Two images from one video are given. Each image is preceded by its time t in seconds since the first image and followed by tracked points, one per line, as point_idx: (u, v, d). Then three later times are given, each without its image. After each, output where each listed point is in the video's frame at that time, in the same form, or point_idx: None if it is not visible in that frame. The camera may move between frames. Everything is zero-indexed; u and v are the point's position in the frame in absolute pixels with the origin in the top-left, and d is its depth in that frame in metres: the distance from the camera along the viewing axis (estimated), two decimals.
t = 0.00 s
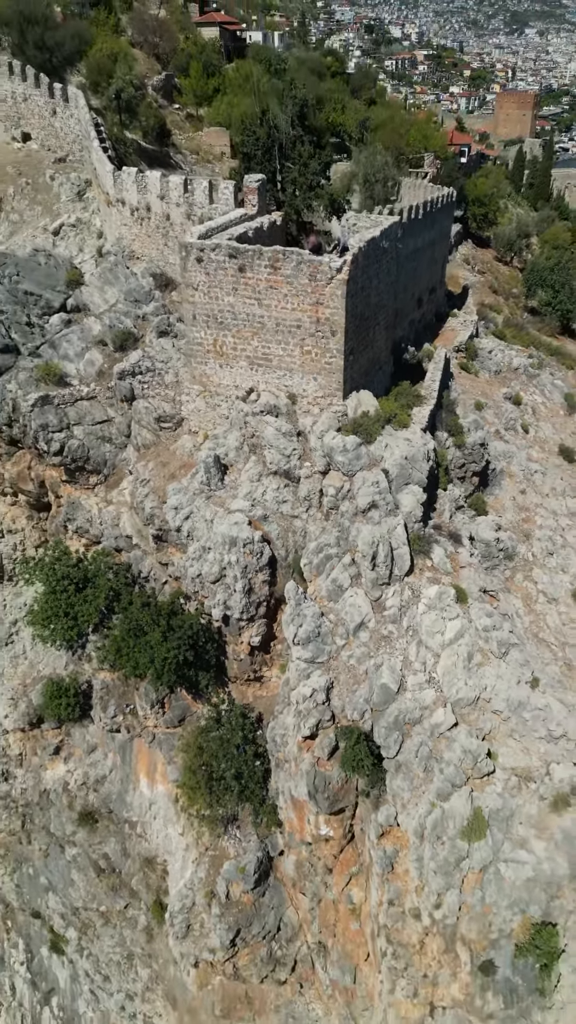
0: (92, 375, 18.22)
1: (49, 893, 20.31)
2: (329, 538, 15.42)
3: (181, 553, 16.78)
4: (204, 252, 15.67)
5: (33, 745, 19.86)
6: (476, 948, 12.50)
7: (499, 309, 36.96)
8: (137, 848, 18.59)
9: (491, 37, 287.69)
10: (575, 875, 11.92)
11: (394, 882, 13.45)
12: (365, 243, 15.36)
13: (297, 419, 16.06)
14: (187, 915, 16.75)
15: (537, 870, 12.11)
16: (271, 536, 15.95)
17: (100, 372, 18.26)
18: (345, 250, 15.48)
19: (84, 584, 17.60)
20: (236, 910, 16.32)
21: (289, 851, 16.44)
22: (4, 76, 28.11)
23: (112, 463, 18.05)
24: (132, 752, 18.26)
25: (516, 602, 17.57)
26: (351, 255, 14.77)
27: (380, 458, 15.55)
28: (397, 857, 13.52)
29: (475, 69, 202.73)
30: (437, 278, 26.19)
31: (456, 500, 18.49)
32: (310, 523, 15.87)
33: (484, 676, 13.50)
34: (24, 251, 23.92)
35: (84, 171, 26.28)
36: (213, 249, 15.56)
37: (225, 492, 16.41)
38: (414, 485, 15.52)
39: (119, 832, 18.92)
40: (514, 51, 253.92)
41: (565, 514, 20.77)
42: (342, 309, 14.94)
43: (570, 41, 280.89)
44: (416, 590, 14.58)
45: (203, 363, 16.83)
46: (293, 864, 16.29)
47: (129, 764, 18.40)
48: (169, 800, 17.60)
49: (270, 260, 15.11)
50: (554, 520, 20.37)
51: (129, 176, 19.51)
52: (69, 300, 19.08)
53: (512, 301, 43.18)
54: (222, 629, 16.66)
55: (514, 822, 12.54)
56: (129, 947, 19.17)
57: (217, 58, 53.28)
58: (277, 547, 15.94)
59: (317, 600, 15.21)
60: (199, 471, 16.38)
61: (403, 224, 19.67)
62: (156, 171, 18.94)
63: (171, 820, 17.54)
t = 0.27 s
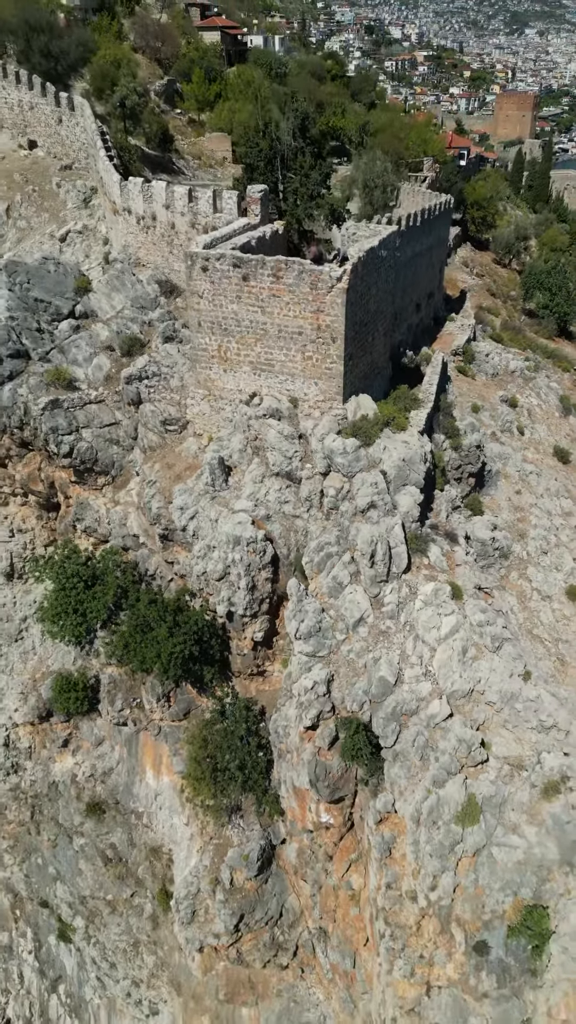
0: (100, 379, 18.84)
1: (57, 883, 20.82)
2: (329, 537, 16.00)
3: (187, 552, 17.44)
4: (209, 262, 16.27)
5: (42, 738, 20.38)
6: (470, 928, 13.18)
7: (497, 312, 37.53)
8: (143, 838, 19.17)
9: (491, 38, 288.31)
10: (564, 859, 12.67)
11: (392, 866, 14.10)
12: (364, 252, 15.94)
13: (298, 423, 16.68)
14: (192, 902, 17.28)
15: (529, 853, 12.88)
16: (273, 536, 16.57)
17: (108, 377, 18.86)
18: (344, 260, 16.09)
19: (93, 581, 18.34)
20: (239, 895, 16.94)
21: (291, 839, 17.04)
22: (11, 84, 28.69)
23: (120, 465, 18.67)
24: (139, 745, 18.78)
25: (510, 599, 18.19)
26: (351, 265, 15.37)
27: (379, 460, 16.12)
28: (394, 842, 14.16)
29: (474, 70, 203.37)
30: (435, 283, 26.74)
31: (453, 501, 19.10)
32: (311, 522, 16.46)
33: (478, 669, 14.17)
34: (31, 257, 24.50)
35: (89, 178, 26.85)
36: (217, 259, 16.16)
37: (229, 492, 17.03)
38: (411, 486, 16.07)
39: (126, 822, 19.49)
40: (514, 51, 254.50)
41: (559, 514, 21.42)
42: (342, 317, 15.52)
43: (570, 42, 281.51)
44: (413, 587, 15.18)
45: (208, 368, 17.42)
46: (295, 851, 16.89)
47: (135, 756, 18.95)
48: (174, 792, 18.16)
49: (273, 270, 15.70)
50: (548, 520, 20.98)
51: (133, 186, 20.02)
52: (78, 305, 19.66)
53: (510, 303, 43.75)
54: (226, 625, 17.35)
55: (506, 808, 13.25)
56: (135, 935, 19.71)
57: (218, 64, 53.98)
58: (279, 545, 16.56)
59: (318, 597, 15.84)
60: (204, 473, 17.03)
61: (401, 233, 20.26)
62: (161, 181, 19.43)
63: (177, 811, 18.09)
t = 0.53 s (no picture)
0: (109, 384, 19.52)
1: (65, 872, 21.42)
2: (330, 536, 16.63)
3: (193, 550, 18.14)
4: (214, 272, 16.94)
5: (52, 730, 21.01)
6: (464, 908, 14.01)
7: (494, 315, 38.18)
8: (150, 827, 19.83)
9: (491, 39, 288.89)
10: (553, 842, 13.38)
11: (390, 850, 14.99)
12: (363, 262, 16.58)
13: (300, 426, 17.30)
14: (197, 887, 17.99)
15: (519, 837, 13.58)
16: (276, 535, 17.25)
17: (116, 381, 19.54)
18: (344, 270, 16.73)
19: (102, 579, 19.05)
20: (243, 880, 17.63)
21: (293, 826, 17.74)
22: (19, 94, 29.37)
23: (128, 467, 19.36)
24: (145, 737, 19.52)
25: (504, 596, 18.85)
26: (350, 276, 16.01)
27: (377, 461, 16.77)
28: (392, 827, 15.06)
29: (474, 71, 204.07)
30: (433, 289, 27.37)
31: (449, 501, 19.79)
32: (312, 522, 17.11)
33: (472, 662, 14.83)
34: (40, 263, 25.17)
35: (95, 185, 27.50)
36: (222, 269, 16.82)
37: (233, 493, 17.69)
38: (409, 486, 16.70)
39: (133, 812, 20.14)
40: (514, 52, 254.97)
41: (552, 514, 22.09)
42: (342, 325, 16.17)
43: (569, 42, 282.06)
44: (410, 584, 15.88)
45: (213, 373, 18.09)
46: (297, 838, 17.60)
47: (142, 748, 19.67)
48: (180, 782, 18.84)
49: (275, 279, 16.35)
50: (541, 520, 21.64)
51: (139, 198, 20.65)
52: (87, 312, 20.36)
53: (508, 306, 44.39)
54: (230, 621, 18.06)
55: (498, 794, 13.95)
56: (142, 921, 20.36)
57: (219, 68, 54.56)
58: (282, 544, 17.23)
59: (319, 593, 16.54)
60: (209, 474, 17.70)
61: (399, 242, 20.91)
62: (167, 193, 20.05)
63: (182, 800, 18.78)
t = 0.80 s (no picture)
0: (117, 389, 20.19)
1: (74, 861, 22.05)
2: (330, 535, 17.28)
3: (198, 549, 18.79)
4: (218, 281, 17.59)
5: (61, 724, 21.62)
6: (458, 890, 14.77)
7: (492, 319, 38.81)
8: (156, 817, 20.45)
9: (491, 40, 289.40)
10: (544, 827, 14.23)
11: (388, 836, 15.73)
12: (362, 272, 17.21)
13: (301, 429, 17.93)
14: (202, 874, 18.61)
15: (511, 821, 14.37)
16: (278, 534, 17.95)
17: (124, 386, 20.20)
18: (344, 279, 17.36)
19: (111, 576, 19.88)
20: (247, 868, 18.27)
21: (295, 815, 18.39)
22: (26, 103, 30.00)
23: (135, 469, 20.01)
24: (151, 729, 20.21)
25: (499, 593, 19.54)
26: (350, 285, 16.64)
27: (376, 463, 17.41)
28: (390, 813, 15.76)
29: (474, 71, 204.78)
30: (431, 294, 27.99)
31: (446, 501, 20.45)
32: (313, 521, 17.79)
33: (466, 656, 15.47)
34: (47, 270, 25.82)
35: (101, 194, 28.16)
36: (226, 278, 17.47)
37: (237, 494, 18.33)
38: (406, 487, 17.33)
39: (139, 803, 20.77)
40: (515, 52, 255.36)
41: (546, 514, 22.76)
42: (342, 332, 16.81)
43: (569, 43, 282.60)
44: (407, 581, 16.51)
45: (217, 378, 18.73)
46: (298, 826, 18.25)
47: (148, 740, 20.33)
48: (185, 773, 19.49)
49: (278, 288, 17.00)
50: (536, 520, 22.31)
51: (145, 209, 21.16)
52: (95, 318, 20.90)
53: (506, 309, 45.00)
54: (234, 617, 18.71)
55: (491, 781, 14.72)
56: (148, 909, 20.98)
57: (221, 73, 55.12)
58: (284, 543, 17.94)
59: (320, 590, 17.20)
60: (214, 476, 18.36)
61: (397, 250, 21.54)
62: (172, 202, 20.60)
63: (188, 791, 19.41)
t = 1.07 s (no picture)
0: (124, 393, 20.85)
1: (81, 852, 22.75)
2: (331, 534, 17.94)
3: (203, 548, 19.44)
4: (223, 290, 18.23)
5: (69, 718, 22.26)
6: (453, 874, 15.50)
7: (489, 322, 39.45)
8: (161, 808, 21.07)
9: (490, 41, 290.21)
10: (535, 815, 14.93)
11: (385, 823, 16.43)
12: (361, 281, 17.85)
13: (303, 432, 18.57)
14: (207, 862, 19.24)
15: (503, 808, 15.08)
16: (280, 534, 18.58)
17: (131, 390, 20.85)
18: (344, 289, 18.00)
19: (118, 575, 20.53)
20: (250, 856, 18.93)
21: (296, 805, 19.04)
22: (33, 112, 30.63)
23: (142, 470, 20.63)
24: (158, 723, 20.89)
25: (495, 591, 20.21)
26: (349, 294, 17.27)
27: (375, 465, 18.06)
28: (388, 801, 16.47)
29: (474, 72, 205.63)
30: (429, 299, 28.63)
31: (443, 502, 21.10)
32: (315, 521, 18.45)
33: (462, 651, 16.19)
34: (55, 277, 26.44)
35: (106, 201, 28.80)
36: (231, 287, 18.12)
37: (240, 495, 18.98)
38: (404, 489, 17.96)
39: (145, 794, 21.40)
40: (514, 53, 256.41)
41: (541, 514, 23.43)
42: (341, 340, 17.45)
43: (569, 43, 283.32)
44: (404, 579, 17.18)
45: (221, 383, 19.37)
46: (300, 816, 18.91)
47: (154, 734, 21.01)
48: (190, 765, 20.13)
49: (280, 297, 17.66)
50: (531, 520, 22.97)
51: (151, 217, 21.68)
52: (103, 325, 21.56)
53: (504, 311, 45.62)
54: (238, 613, 19.39)
55: (485, 770, 15.43)
56: (154, 898, 21.58)
57: (222, 79, 55.74)
58: (286, 543, 18.57)
59: (321, 588, 17.84)
60: (219, 477, 19.02)
61: (396, 258, 22.17)
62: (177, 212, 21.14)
63: (192, 783, 20.03)
